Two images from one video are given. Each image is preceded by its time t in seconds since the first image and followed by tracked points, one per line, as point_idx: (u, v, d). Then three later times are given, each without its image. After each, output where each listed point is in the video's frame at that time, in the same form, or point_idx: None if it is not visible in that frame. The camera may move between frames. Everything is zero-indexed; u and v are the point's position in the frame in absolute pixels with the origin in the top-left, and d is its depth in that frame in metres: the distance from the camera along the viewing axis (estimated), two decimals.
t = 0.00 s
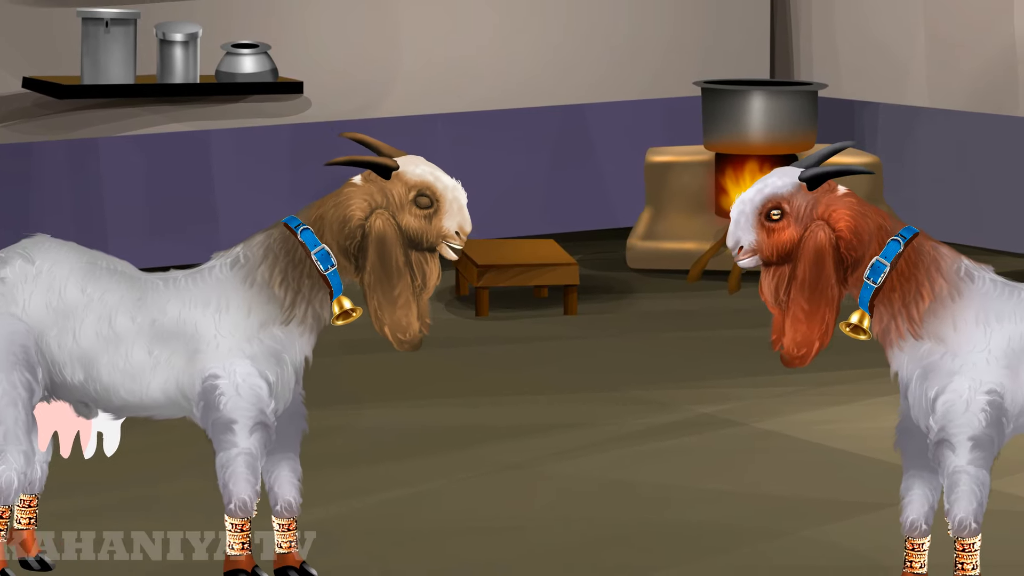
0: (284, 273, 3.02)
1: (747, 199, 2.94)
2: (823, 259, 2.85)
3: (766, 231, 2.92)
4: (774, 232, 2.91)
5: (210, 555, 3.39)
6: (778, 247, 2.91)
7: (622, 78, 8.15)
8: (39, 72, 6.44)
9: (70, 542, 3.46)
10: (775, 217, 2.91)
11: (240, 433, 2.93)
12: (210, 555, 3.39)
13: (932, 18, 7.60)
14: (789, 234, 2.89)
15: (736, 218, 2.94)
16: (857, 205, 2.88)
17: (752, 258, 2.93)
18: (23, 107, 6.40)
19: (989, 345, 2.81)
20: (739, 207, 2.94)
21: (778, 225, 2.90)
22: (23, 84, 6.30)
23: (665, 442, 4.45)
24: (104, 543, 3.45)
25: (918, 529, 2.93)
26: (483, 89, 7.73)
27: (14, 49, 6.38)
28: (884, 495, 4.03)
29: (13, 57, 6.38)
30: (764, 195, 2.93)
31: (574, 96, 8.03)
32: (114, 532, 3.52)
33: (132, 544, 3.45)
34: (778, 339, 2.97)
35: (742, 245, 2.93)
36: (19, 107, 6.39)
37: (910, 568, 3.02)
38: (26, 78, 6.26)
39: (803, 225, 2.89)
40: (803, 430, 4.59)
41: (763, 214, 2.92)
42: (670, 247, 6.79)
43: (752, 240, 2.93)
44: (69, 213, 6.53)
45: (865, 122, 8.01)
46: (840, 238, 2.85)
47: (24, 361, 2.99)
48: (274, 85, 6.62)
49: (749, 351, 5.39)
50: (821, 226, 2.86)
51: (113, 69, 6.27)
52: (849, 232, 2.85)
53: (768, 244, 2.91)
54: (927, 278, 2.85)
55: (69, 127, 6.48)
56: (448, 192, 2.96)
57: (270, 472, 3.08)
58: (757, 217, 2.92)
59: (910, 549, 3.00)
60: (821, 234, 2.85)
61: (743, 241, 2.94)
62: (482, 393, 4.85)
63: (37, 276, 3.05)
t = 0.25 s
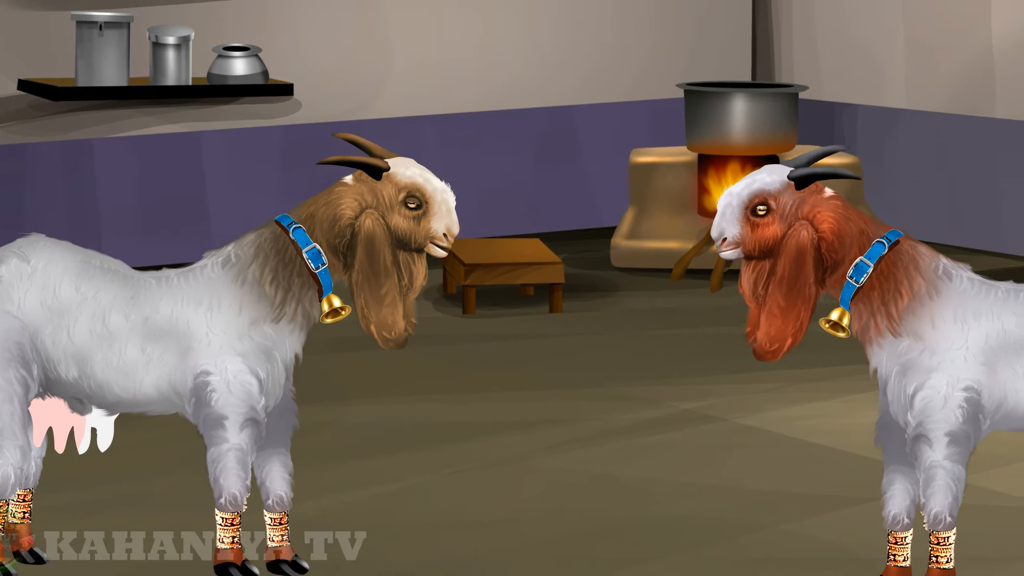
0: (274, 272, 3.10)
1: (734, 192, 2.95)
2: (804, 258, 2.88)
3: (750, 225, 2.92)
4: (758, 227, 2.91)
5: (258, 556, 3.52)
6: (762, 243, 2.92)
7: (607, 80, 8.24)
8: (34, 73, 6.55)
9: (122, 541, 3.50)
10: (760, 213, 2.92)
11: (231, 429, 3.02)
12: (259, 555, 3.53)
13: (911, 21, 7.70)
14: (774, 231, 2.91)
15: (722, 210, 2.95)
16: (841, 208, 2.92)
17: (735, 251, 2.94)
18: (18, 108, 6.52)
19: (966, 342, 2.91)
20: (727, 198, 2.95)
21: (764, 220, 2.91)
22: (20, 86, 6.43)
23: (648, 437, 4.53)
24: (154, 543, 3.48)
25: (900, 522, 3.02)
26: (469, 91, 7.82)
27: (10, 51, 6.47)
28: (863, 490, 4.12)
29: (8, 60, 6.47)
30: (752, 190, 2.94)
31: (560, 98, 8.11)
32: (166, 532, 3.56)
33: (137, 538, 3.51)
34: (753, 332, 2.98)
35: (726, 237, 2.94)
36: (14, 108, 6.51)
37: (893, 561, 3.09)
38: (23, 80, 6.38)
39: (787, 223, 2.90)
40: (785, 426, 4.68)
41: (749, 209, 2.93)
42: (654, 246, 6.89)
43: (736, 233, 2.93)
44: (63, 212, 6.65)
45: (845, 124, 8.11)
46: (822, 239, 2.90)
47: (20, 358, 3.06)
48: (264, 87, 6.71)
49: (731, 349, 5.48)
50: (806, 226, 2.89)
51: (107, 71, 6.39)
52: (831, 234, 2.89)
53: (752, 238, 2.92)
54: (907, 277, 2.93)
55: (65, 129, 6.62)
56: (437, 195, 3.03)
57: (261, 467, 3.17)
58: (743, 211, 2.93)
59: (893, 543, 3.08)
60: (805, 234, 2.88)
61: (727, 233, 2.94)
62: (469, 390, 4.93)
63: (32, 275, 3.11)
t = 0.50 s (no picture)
0: (265, 271, 3.18)
1: (730, 180, 3.05)
2: (784, 257, 2.95)
3: (739, 216, 3.02)
4: (747, 218, 3.01)
5: (308, 555, 3.56)
6: (747, 234, 3.01)
7: (591, 82, 8.35)
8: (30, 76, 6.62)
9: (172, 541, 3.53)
10: (751, 206, 3.02)
11: (223, 425, 3.09)
12: (309, 554, 3.57)
13: (889, 24, 7.80)
14: (761, 225, 3.00)
15: (715, 195, 3.04)
16: (830, 215, 2.98)
17: (720, 237, 3.03)
18: (13, 110, 6.60)
19: (944, 340, 2.99)
20: (721, 185, 3.04)
21: (753, 213, 3.00)
22: (15, 88, 6.50)
23: (632, 433, 4.62)
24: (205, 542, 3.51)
25: (886, 517, 3.11)
26: (457, 93, 7.92)
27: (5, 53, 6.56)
28: (842, 484, 4.21)
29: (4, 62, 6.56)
30: (747, 181, 3.03)
31: (544, 100, 8.21)
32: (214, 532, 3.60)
33: (146, 537, 3.55)
34: (721, 319, 3.07)
35: (713, 223, 3.03)
36: (10, 110, 6.59)
37: (880, 554, 3.17)
38: (19, 83, 6.47)
39: (775, 220, 2.99)
40: (765, 421, 4.77)
41: (741, 200, 3.02)
42: (637, 246, 6.98)
43: (724, 220, 3.02)
44: (58, 211, 6.74)
45: (825, 126, 8.21)
46: (806, 242, 2.96)
47: (15, 355, 3.13)
48: (255, 89, 6.80)
49: (713, 346, 5.57)
50: (792, 226, 2.96)
51: (100, 74, 6.44)
52: (816, 238, 2.96)
53: (738, 227, 3.01)
54: (886, 275, 3.01)
55: (60, 129, 6.70)
56: (423, 193, 3.10)
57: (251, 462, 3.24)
58: (735, 201, 3.02)
59: (880, 537, 3.16)
60: (789, 234, 2.95)
61: (715, 219, 3.03)
62: (456, 386, 5.02)
63: (27, 273, 3.18)
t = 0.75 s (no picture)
0: (255, 269, 3.26)
1: (714, 178, 3.11)
2: (765, 256, 3.04)
3: (722, 214, 3.08)
4: (730, 217, 3.07)
5: (358, 555, 3.59)
6: (729, 232, 3.08)
7: (574, 84, 8.45)
8: (23, 76, 6.73)
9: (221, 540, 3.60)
10: (734, 205, 3.08)
11: (216, 420, 3.18)
12: (359, 555, 3.60)
13: (868, 28, 7.91)
14: (743, 224, 3.06)
15: (699, 194, 3.10)
16: (812, 216, 3.07)
17: (703, 234, 3.10)
18: (8, 111, 6.70)
19: (921, 337, 3.09)
20: (705, 184, 3.10)
21: (736, 212, 3.07)
22: (10, 90, 6.62)
23: (615, 428, 4.72)
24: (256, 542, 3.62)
25: (865, 510, 3.19)
26: (445, 95, 8.02)
27: None
28: (820, 479, 4.30)
29: None
30: (731, 181, 3.09)
31: (529, 102, 8.31)
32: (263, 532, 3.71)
33: (196, 537, 3.59)
34: (701, 316, 3.15)
35: (697, 219, 3.09)
36: (4, 111, 6.69)
37: (860, 547, 3.27)
38: (14, 85, 6.59)
39: (757, 220, 3.06)
40: (746, 417, 4.87)
41: (724, 199, 3.09)
42: (621, 245, 7.06)
43: (706, 218, 3.08)
44: (52, 210, 6.84)
45: (805, 128, 8.32)
46: (787, 242, 3.04)
47: (10, 352, 3.20)
48: (246, 91, 6.93)
49: (695, 343, 5.67)
50: (773, 226, 3.04)
51: (94, 76, 6.55)
52: (796, 239, 3.04)
53: (721, 226, 3.08)
54: (864, 275, 3.10)
55: (53, 131, 6.80)
56: (400, 181, 3.17)
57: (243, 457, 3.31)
58: (718, 199, 3.08)
59: (860, 530, 3.26)
60: (771, 234, 3.03)
61: (699, 216, 3.09)
62: (442, 382, 5.10)
63: (22, 271, 3.26)
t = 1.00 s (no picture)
0: (247, 268, 3.35)
1: (692, 182, 3.22)
2: (745, 254, 3.13)
3: (701, 216, 3.18)
4: (708, 219, 3.17)
5: (409, 555, 3.63)
6: (709, 233, 3.17)
7: (558, 87, 8.55)
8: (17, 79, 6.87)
9: (271, 541, 3.68)
10: (712, 207, 3.18)
11: (209, 415, 3.26)
12: (409, 554, 3.63)
13: (846, 31, 8.02)
14: (722, 225, 3.16)
15: (677, 198, 3.21)
16: (789, 213, 3.17)
17: (683, 237, 3.20)
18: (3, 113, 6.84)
19: (899, 334, 3.17)
20: (683, 187, 3.21)
21: (714, 214, 3.17)
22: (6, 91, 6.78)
23: (598, 424, 4.81)
24: (305, 543, 3.68)
25: (843, 504, 3.22)
26: (432, 98, 8.12)
27: None
28: (800, 473, 4.38)
29: None
30: (708, 183, 3.19)
31: (514, 104, 8.41)
32: (315, 532, 3.77)
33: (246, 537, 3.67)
34: (687, 317, 3.24)
35: (676, 224, 3.20)
36: None
37: (837, 540, 3.39)
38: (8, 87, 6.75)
39: (736, 220, 3.16)
40: (726, 413, 4.97)
41: (702, 201, 3.19)
42: (604, 244, 7.16)
43: (686, 221, 3.19)
44: (47, 209, 6.98)
45: (784, 129, 8.43)
46: (766, 240, 3.14)
47: (6, 349, 3.27)
48: (236, 93, 7.08)
49: (677, 340, 5.76)
50: (752, 225, 3.14)
51: (88, 79, 6.73)
52: (775, 236, 3.14)
53: (700, 228, 3.18)
54: (843, 272, 3.19)
55: (48, 132, 6.95)
56: (382, 177, 3.25)
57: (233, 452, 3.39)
58: (696, 202, 3.18)
59: (836, 523, 3.37)
60: (750, 232, 3.13)
61: (678, 220, 3.20)
62: (429, 379, 5.20)
63: (17, 270, 3.34)
